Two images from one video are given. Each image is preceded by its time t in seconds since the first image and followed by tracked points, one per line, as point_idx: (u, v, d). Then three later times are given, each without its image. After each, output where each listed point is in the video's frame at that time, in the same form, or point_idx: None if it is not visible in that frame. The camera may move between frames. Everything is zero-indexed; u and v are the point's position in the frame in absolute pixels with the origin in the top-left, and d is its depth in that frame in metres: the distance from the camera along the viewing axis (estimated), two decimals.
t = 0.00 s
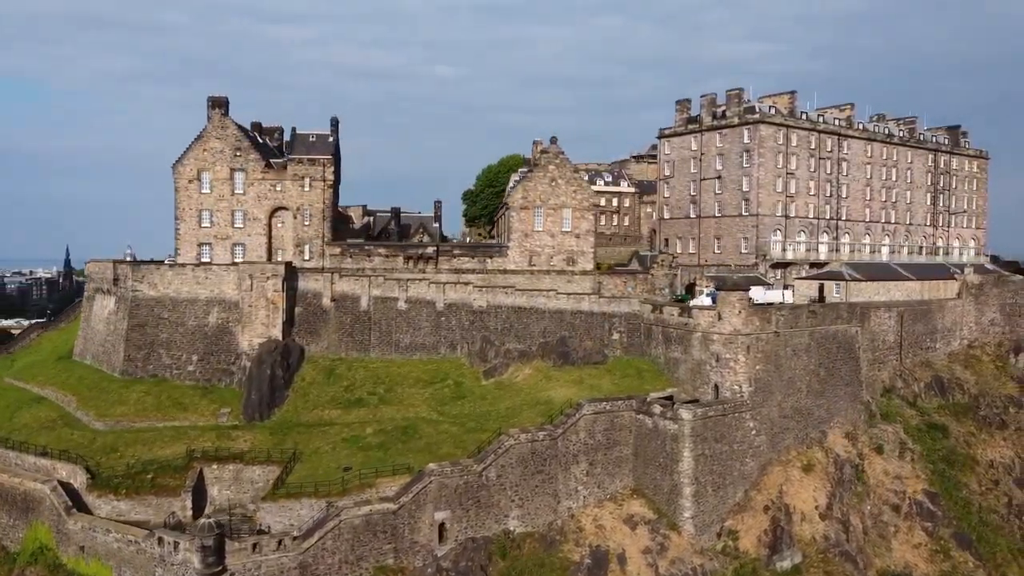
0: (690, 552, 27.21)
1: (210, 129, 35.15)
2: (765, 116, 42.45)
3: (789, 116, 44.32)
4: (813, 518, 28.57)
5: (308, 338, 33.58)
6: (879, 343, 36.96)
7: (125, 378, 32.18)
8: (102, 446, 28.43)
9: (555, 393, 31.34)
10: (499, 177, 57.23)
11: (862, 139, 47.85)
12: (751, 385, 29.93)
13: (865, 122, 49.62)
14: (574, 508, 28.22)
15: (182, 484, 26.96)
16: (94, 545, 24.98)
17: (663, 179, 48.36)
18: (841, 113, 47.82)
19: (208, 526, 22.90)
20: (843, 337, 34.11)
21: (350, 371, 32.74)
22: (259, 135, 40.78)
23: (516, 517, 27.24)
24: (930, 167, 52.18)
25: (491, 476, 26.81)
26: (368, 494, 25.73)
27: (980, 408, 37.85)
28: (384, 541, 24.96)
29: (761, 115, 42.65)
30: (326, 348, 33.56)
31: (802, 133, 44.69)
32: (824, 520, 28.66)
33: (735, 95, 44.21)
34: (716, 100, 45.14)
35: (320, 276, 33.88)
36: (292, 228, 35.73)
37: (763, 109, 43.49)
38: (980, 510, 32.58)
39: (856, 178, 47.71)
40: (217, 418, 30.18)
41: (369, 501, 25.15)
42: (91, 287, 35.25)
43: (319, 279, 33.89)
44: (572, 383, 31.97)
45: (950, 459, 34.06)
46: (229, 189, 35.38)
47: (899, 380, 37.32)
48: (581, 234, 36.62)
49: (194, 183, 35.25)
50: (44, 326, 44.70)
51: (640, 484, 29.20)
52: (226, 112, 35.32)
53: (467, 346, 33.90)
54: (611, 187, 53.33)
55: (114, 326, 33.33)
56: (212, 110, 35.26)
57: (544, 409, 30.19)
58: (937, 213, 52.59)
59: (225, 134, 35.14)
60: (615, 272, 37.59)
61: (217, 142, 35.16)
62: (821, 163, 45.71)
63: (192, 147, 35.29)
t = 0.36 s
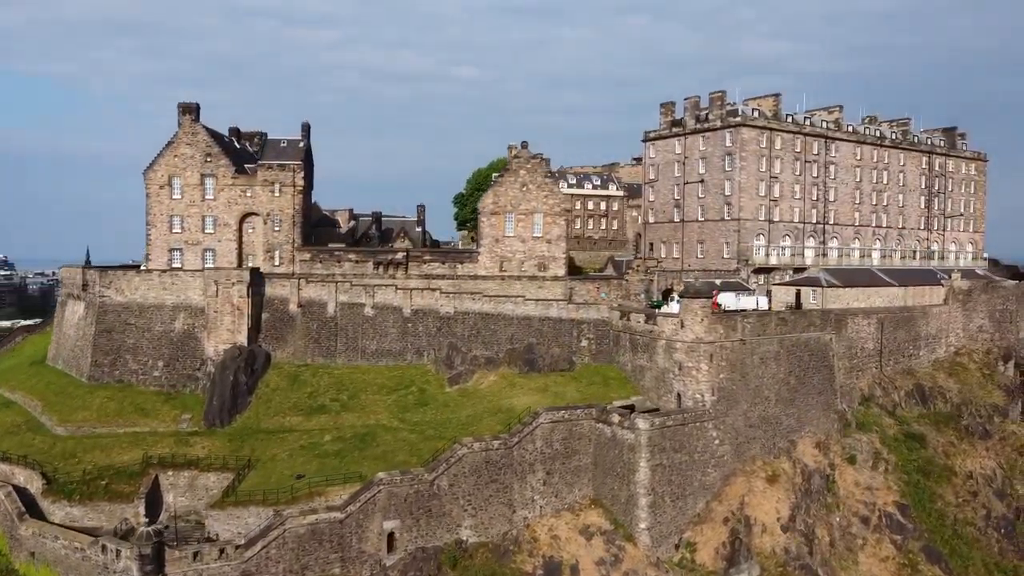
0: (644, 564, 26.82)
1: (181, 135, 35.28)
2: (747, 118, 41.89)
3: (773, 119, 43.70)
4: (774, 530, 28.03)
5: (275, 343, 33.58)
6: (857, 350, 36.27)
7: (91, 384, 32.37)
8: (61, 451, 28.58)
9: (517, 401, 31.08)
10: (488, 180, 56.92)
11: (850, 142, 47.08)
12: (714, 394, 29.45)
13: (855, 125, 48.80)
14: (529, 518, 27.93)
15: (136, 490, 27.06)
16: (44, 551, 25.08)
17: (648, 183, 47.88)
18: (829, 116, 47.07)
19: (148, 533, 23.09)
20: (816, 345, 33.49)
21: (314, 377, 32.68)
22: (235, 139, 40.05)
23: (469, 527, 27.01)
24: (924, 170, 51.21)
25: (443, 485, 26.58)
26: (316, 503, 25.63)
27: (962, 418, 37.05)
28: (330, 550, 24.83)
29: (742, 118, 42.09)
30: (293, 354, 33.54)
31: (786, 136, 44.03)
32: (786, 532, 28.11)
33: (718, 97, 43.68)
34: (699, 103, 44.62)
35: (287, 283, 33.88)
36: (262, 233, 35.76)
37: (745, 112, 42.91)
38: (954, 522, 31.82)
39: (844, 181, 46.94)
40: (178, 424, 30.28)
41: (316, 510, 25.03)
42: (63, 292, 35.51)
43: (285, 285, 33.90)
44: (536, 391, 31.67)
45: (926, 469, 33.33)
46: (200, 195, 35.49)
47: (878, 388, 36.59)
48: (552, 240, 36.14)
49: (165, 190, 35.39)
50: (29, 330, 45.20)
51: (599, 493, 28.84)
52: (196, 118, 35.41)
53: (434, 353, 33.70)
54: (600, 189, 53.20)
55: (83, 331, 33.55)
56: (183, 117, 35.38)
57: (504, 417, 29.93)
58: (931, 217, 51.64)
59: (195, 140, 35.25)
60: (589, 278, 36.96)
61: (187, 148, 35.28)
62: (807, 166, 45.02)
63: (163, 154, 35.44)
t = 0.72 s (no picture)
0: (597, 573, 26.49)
1: (152, 139, 35.44)
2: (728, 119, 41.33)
3: (756, 120, 43.08)
4: (733, 540, 27.55)
5: (241, 347, 33.63)
6: (834, 356, 35.62)
7: (58, 387, 32.60)
8: (21, 455, 28.77)
9: (479, 406, 30.84)
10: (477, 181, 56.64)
11: (838, 142, 46.31)
12: (675, 400, 29.00)
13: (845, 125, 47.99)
14: (484, 525, 27.69)
15: (91, 494, 27.13)
16: None
17: (633, 185, 47.40)
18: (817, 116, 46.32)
19: (87, 539, 23.26)
20: (787, 350, 32.91)
21: (280, 381, 32.66)
22: (213, 144, 39.98)
23: (420, 534, 26.82)
24: (918, 171, 50.26)
25: (394, 492, 26.43)
26: (265, 509, 25.60)
27: (942, 425, 36.25)
28: (277, 557, 24.75)
29: (723, 119, 41.52)
30: (259, 358, 33.56)
31: (770, 137, 43.39)
32: (745, 542, 27.62)
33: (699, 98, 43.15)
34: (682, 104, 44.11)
35: (254, 286, 33.92)
36: (233, 237, 35.82)
37: (727, 113, 42.34)
38: (927, 533, 31.11)
39: (832, 183, 46.16)
40: (140, 428, 30.43)
41: (263, 515, 24.96)
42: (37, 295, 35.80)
43: (252, 289, 33.93)
44: (499, 396, 31.41)
45: (899, 478, 32.63)
46: (171, 199, 35.63)
47: (856, 394, 35.88)
48: (523, 243, 35.92)
49: (136, 194, 35.57)
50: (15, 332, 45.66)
51: (556, 501, 28.52)
52: (168, 122, 35.56)
53: (400, 357, 33.54)
54: (588, 191, 52.86)
55: (53, 335, 33.80)
56: (154, 121, 35.53)
57: (463, 423, 29.71)
58: (926, 219, 50.66)
59: (166, 144, 35.41)
60: (562, 282, 36.55)
61: (158, 152, 35.43)
62: (792, 167, 44.33)
63: (135, 158, 35.61)
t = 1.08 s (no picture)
0: None
1: (122, 144, 35.57)
2: (707, 121, 40.73)
3: (737, 121, 42.43)
4: (689, 552, 27.05)
5: (207, 351, 33.61)
6: (808, 363, 34.91)
7: (24, 390, 32.77)
8: None
9: (438, 413, 30.55)
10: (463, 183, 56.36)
11: (825, 144, 45.50)
12: (633, 408, 28.51)
13: (833, 126, 47.17)
14: (436, 534, 27.38)
15: (43, 499, 27.17)
16: None
17: (616, 188, 46.88)
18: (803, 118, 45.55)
19: (21, 547, 24.46)
20: (756, 357, 32.29)
21: (242, 386, 32.57)
22: (191, 148, 39.96)
23: (369, 542, 26.57)
24: (909, 173, 49.27)
25: (342, 499, 26.21)
26: (211, 516, 25.50)
27: (921, 433, 35.40)
28: (220, 564, 24.65)
29: (702, 121, 40.92)
30: (224, 363, 33.53)
31: (752, 139, 42.72)
32: (701, 554, 27.10)
33: (680, 100, 42.59)
34: (663, 106, 43.56)
35: (220, 291, 33.90)
36: (202, 241, 35.82)
37: (706, 115, 41.75)
38: (897, 545, 30.35)
39: (818, 185, 45.34)
40: (99, 432, 30.50)
41: (207, 522, 24.87)
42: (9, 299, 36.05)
43: (218, 293, 33.92)
44: (459, 403, 31.10)
45: (871, 488, 31.88)
46: (141, 203, 35.71)
47: (831, 402, 35.14)
48: (492, 247, 35.54)
49: (107, 198, 35.70)
50: None
51: (511, 509, 28.15)
52: (137, 127, 35.67)
53: (364, 363, 33.30)
54: (575, 194, 52.46)
55: (22, 338, 34.01)
56: (124, 125, 35.65)
57: (420, 430, 29.42)
58: (918, 221, 49.63)
59: (136, 148, 35.53)
60: (532, 287, 36.19)
61: (128, 157, 35.56)
62: (776, 170, 43.60)
63: (105, 162, 35.74)
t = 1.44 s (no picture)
0: None
1: (92, 149, 35.63)
2: (684, 124, 40.11)
3: (717, 124, 41.77)
4: (642, 565, 26.65)
5: (171, 357, 33.61)
6: (780, 371, 34.21)
7: None
8: None
9: (396, 421, 30.26)
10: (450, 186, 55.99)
11: (809, 146, 44.68)
12: (589, 418, 28.02)
13: (820, 128, 46.34)
14: (387, 544, 27.09)
15: None
16: None
17: (598, 191, 46.35)
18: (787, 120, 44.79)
19: None
20: (722, 365, 31.65)
21: (205, 393, 32.48)
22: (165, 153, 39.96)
23: (317, 552, 26.33)
24: (900, 176, 48.30)
25: (289, 508, 25.98)
26: (156, 524, 25.41)
27: (898, 443, 34.57)
28: (162, 573, 24.52)
29: (680, 124, 40.31)
30: (188, 369, 33.51)
31: (733, 142, 42.03)
32: (655, 567, 26.66)
33: (658, 102, 42.00)
34: (642, 108, 42.99)
35: (185, 297, 33.86)
36: (170, 247, 35.84)
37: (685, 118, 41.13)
38: (864, 559, 29.63)
39: (803, 189, 44.53)
40: (59, 438, 30.61)
41: (151, 531, 24.76)
42: None
43: (183, 299, 33.87)
44: (418, 411, 30.79)
45: (840, 500, 31.15)
46: (110, 209, 35.76)
47: (805, 411, 34.39)
48: (460, 253, 35.20)
49: (77, 204, 35.80)
50: None
51: (464, 519, 27.80)
52: (107, 133, 35.71)
53: (327, 369, 33.10)
54: (560, 198, 52.07)
55: None
56: (94, 131, 35.71)
57: (376, 438, 29.15)
58: (909, 225, 48.64)
59: (105, 154, 35.57)
60: (502, 293, 35.85)
61: (98, 163, 35.62)
62: (758, 173, 42.89)
63: (75, 168, 35.82)
